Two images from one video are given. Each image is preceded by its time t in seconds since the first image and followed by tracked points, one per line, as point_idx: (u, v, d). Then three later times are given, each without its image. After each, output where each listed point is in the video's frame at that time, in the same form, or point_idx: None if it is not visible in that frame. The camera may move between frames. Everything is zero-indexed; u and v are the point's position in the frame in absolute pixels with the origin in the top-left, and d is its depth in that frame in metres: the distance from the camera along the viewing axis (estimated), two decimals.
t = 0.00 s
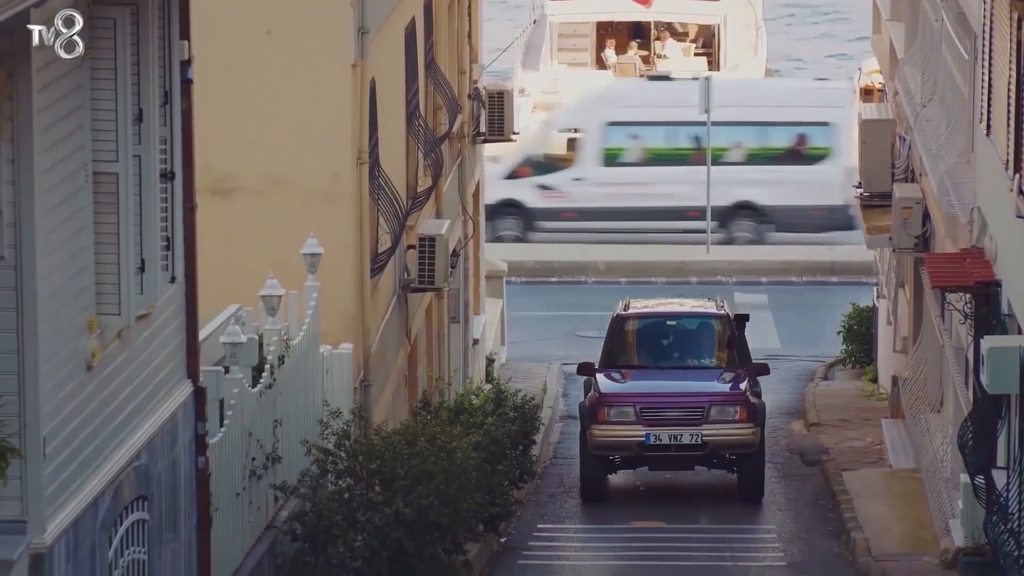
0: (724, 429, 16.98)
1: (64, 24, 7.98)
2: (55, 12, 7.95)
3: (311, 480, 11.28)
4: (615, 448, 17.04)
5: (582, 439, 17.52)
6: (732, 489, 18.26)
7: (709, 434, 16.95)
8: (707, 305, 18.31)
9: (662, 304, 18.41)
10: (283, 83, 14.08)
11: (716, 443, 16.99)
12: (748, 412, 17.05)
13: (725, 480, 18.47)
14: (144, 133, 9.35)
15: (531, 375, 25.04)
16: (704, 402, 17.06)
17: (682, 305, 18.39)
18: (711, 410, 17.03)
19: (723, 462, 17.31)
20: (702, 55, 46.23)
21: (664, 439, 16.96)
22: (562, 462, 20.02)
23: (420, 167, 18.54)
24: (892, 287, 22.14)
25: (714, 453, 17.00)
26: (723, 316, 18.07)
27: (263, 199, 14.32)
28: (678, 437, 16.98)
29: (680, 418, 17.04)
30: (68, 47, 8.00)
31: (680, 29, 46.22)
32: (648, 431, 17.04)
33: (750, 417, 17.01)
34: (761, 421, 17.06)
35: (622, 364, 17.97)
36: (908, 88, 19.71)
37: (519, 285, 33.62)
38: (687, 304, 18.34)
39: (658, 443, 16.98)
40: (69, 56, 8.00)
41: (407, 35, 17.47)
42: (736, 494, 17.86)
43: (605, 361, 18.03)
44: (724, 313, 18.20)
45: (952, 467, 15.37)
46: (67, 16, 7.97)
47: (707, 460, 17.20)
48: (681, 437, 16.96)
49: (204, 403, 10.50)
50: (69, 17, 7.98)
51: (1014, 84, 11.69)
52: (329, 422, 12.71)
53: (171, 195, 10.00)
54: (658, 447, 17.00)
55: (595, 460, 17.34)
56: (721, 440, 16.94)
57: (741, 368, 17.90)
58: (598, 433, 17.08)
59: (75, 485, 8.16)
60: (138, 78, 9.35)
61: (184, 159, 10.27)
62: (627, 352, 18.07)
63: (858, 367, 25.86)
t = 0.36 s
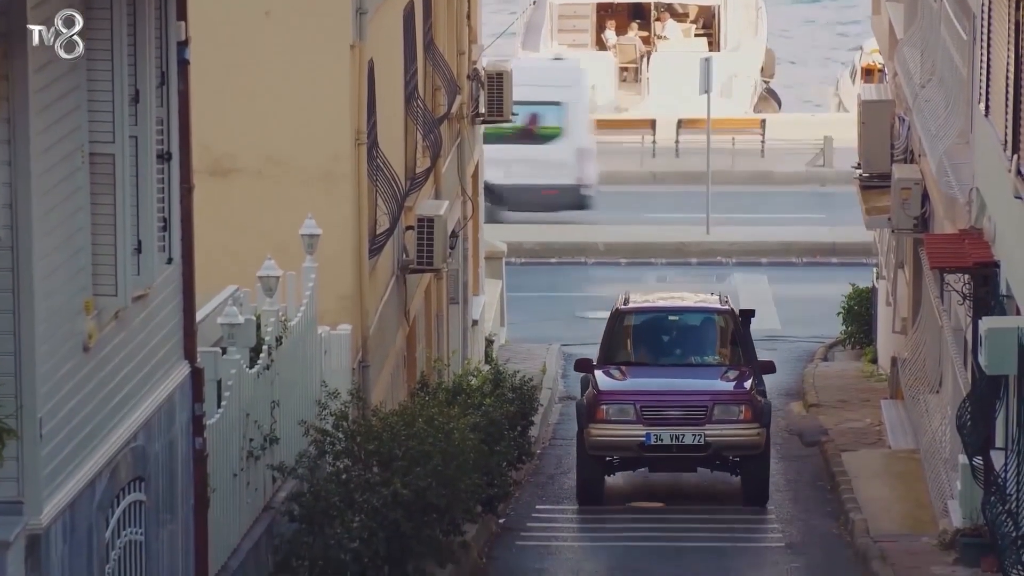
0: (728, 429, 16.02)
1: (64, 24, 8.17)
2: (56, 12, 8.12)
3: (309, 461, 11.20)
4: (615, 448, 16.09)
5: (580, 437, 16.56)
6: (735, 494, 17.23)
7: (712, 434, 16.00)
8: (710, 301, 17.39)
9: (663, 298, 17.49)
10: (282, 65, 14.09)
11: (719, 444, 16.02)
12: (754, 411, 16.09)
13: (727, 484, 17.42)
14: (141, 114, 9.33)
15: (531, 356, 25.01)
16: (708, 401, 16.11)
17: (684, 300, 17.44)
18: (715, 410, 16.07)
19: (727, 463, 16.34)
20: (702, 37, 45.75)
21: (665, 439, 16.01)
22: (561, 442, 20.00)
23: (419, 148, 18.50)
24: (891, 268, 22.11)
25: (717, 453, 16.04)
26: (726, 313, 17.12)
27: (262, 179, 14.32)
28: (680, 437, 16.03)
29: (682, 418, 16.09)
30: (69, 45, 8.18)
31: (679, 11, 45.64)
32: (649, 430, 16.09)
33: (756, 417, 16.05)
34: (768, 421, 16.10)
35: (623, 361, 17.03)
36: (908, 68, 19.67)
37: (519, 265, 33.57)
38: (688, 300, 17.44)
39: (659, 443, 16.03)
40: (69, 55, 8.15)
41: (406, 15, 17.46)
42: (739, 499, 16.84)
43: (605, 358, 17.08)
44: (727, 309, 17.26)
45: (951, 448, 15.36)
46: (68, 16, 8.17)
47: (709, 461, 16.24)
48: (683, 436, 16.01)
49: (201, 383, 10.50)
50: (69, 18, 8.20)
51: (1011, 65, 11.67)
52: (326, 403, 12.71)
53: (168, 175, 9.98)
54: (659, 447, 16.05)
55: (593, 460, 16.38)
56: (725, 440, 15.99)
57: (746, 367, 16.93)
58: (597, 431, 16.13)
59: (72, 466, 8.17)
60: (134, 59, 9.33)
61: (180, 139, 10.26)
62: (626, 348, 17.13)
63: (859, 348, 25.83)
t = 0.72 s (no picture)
0: (732, 429, 14.62)
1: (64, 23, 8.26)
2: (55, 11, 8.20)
3: (305, 439, 11.03)
4: (612, 449, 14.71)
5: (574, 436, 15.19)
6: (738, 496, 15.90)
7: (715, 435, 14.60)
8: (713, 293, 15.99)
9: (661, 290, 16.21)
10: (279, 43, 14.06)
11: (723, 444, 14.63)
12: (759, 411, 14.70)
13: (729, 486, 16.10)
14: (136, 92, 9.32)
15: (530, 334, 24.99)
16: (711, 400, 14.71)
17: (683, 294, 16.07)
18: (719, 408, 14.69)
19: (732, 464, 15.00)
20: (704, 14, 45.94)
21: (665, 439, 14.62)
22: (559, 420, 20.01)
23: (417, 125, 18.48)
24: (890, 246, 22.12)
25: (721, 455, 14.65)
26: (728, 306, 15.70)
27: (259, 157, 14.30)
28: (682, 438, 14.63)
29: (683, 417, 14.70)
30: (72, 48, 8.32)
31: None
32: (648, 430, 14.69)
33: (763, 416, 14.66)
34: (773, 421, 14.72)
35: (620, 357, 15.62)
36: (906, 46, 19.64)
37: (518, 243, 33.53)
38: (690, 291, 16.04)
39: (659, 444, 14.64)
40: (68, 56, 8.26)
41: None
42: (742, 503, 15.51)
43: (601, 354, 15.70)
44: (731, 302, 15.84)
45: (948, 426, 15.37)
46: (67, 15, 8.25)
47: (712, 462, 14.88)
48: (685, 437, 14.61)
49: (198, 360, 10.49)
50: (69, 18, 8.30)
51: (1009, 44, 11.64)
52: (323, 380, 12.72)
53: (163, 153, 9.97)
54: (659, 448, 14.67)
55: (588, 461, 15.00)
56: (728, 441, 14.58)
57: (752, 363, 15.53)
58: (592, 430, 14.74)
59: (68, 444, 8.18)
60: (129, 37, 9.32)
61: (176, 117, 10.26)
62: (623, 342, 15.73)
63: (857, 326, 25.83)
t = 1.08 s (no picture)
0: (735, 425, 13.29)
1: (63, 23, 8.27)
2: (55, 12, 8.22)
3: (299, 412, 10.96)
4: (608, 447, 13.28)
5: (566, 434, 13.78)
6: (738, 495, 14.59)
7: (718, 431, 13.25)
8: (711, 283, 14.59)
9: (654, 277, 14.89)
10: (272, 17, 14.03)
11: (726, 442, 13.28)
12: (764, 405, 13.39)
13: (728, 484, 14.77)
14: (128, 65, 9.31)
15: (526, 308, 24.97)
16: (713, 395, 13.37)
17: (677, 282, 14.65)
18: (721, 404, 13.35)
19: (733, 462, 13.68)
20: None
21: (665, 436, 13.23)
22: (553, 393, 20.01)
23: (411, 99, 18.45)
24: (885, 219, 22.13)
25: (723, 453, 13.30)
26: (728, 294, 14.30)
27: (253, 131, 14.31)
28: (683, 435, 13.25)
29: (683, 413, 13.34)
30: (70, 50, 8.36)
31: None
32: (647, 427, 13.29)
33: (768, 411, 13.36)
34: (779, 417, 13.41)
35: (614, 351, 14.17)
36: (901, 19, 19.61)
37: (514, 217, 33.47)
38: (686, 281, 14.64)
39: (658, 441, 13.25)
40: (68, 56, 8.29)
41: None
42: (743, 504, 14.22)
43: (593, 348, 14.23)
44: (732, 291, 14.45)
45: (942, 399, 15.39)
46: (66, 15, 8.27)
47: (712, 460, 13.54)
48: (685, 434, 13.24)
49: (190, 334, 10.49)
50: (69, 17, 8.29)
51: (1003, 17, 11.63)
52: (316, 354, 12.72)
53: (156, 125, 9.96)
54: (659, 446, 13.27)
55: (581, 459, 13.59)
56: (732, 438, 13.23)
57: (755, 356, 14.17)
58: (585, 426, 13.34)
59: (60, 418, 8.18)
60: (121, 10, 9.31)
61: (169, 89, 10.25)
62: (617, 335, 14.30)
63: (853, 300, 25.84)
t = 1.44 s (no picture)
0: (738, 418, 12.54)
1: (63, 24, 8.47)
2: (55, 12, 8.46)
3: (286, 381, 10.92)
4: (605, 440, 12.54)
5: (560, 427, 13.01)
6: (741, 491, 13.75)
7: (720, 424, 12.50)
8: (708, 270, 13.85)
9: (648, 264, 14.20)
10: None
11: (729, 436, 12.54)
12: (769, 398, 12.64)
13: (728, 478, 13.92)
14: (114, 34, 9.29)
15: (516, 278, 24.95)
16: (715, 386, 12.61)
17: (673, 269, 13.91)
18: (723, 396, 12.59)
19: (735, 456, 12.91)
20: None
21: (664, 429, 12.50)
22: (542, 362, 20.03)
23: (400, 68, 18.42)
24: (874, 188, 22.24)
25: (725, 447, 12.56)
26: (727, 281, 13.58)
27: (242, 101, 14.29)
28: (682, 427, 12.52)
29: (683, 405, 12.59)
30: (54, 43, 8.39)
31: None
32: (646, 419, 12.54)
33: (772, 404, 12.61)
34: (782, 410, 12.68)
35: (607, 340, 13.41)
36: None
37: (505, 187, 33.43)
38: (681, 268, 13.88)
39: (657, 435, 12.51)
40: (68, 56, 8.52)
41: None
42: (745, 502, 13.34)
43: (585, 336, 13.48)
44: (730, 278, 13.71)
45: (930, 368, 15.42)
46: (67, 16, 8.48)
47: (713, 455, 12.79)
48: (685, 426, 12.51)
49: (177, 304, 10.48)
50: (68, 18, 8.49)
51: None
52: (303, 324, 12.70)
53: (142, 96, 9.95)
54: (657, 439, 12.54)
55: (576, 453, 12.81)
56: (735, 431, 12.50)
57: (756, 346, 13.43)
58: (579, 418, 12.61)
59: (46, 388, 8.19)
60: None
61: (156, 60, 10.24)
62: (612, 324, 13.51)
63: (843, 269, 25.84)
